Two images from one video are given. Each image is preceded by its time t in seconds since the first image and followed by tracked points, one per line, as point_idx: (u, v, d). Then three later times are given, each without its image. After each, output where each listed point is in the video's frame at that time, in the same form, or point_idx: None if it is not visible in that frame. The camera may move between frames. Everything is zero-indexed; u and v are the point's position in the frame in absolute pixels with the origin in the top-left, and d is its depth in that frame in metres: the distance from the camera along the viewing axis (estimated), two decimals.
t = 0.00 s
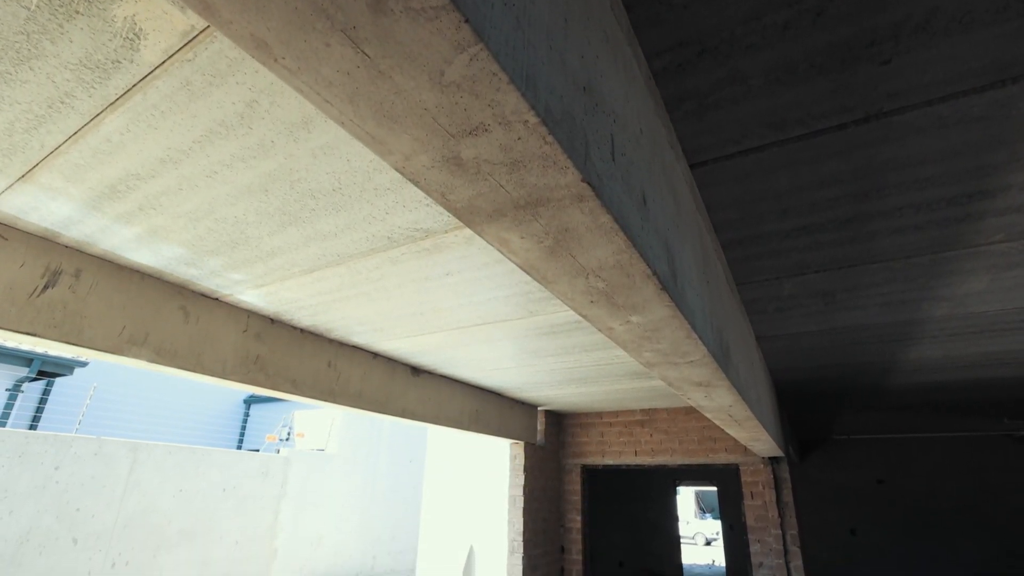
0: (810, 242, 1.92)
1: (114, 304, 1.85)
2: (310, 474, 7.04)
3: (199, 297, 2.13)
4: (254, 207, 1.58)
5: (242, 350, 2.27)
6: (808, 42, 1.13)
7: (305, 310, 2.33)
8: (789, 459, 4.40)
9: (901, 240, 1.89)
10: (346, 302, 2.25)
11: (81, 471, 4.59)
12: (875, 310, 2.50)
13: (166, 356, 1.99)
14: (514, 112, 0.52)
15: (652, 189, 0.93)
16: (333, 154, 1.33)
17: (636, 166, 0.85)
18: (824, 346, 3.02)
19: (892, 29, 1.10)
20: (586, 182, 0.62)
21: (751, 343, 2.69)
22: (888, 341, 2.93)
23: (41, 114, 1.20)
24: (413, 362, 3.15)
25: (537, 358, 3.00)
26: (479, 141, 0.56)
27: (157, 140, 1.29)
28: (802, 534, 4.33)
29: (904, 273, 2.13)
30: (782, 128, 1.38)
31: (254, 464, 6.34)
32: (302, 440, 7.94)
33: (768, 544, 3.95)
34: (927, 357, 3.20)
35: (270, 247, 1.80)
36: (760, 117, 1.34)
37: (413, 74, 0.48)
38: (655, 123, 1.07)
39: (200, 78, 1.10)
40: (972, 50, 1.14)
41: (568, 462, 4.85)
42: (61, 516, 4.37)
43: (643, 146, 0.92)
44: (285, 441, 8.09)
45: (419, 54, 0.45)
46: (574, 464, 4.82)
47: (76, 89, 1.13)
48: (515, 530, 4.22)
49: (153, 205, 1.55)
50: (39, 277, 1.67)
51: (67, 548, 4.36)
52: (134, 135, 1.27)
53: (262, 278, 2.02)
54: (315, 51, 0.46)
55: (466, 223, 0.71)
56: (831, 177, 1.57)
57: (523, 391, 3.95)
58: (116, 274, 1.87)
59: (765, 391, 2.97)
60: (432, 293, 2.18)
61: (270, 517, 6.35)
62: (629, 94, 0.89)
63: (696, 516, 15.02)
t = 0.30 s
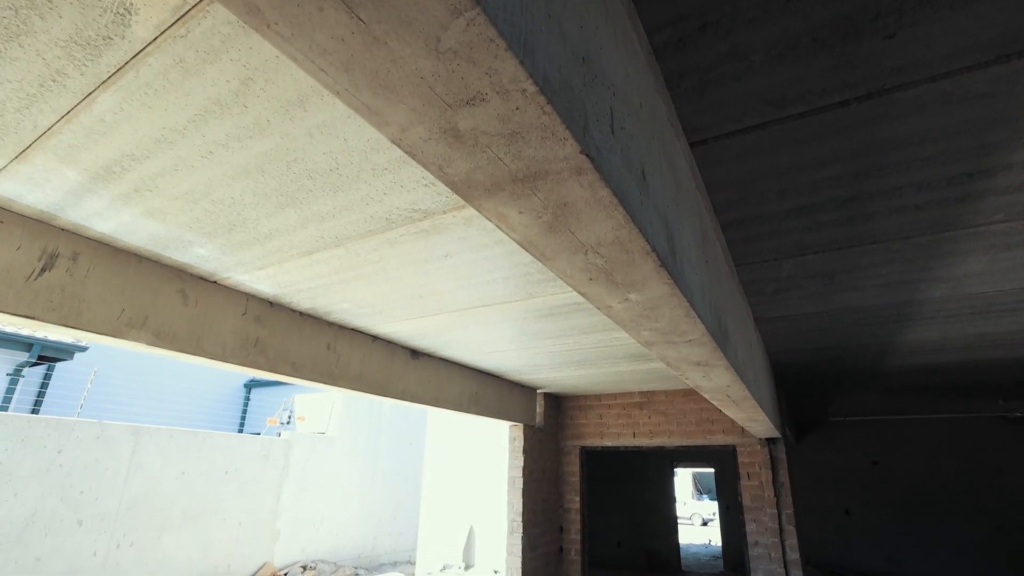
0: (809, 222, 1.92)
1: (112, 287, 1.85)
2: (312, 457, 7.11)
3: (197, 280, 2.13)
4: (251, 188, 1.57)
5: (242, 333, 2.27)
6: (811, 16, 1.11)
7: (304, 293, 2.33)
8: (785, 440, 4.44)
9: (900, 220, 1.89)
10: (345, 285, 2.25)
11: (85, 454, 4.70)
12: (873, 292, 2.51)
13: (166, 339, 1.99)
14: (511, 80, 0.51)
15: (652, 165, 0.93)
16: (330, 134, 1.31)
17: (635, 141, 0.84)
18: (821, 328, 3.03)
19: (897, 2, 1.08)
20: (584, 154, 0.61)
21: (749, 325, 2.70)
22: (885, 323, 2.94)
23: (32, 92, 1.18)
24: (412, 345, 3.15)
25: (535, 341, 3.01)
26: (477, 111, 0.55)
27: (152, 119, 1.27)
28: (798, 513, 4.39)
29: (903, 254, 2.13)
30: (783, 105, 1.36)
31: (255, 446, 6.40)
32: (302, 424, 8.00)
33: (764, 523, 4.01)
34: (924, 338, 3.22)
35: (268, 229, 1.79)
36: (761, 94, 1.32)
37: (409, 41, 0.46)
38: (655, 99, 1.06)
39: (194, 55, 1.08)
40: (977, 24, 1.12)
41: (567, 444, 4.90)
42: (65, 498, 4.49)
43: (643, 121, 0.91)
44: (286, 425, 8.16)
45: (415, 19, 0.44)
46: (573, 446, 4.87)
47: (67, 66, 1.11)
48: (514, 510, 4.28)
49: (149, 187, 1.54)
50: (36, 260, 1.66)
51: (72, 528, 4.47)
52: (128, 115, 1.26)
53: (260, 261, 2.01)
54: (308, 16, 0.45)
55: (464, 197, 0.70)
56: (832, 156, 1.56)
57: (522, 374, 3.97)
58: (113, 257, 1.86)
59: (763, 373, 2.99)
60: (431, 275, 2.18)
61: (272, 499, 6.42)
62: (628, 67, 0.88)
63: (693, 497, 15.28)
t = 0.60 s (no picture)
0: (809, 202, 1.91)
1: (109, 269, 1.84)
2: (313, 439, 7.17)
3: (194, 262, 2.12)
4: (247, 168, 1.55)
5: (241, 315, 2.27)
6: None
7: (302, 275, 2.32)
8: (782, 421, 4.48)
9: (901, 200, 1.88)
10: (343, 267, 2.25)
11: (87, 437, 4.75)
12: (872, 273, 2.51)
13: (165, 321, 1.99)
14: (508, 46, 0.49)
15: (652, 140, 0.92)
16: (327, 112, 1.29)
17: (635, 115, 0.83)
18: (820, 309, 3.04)
19: None
20: (583, 123, 0.60)
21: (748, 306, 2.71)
22: (883, 304, 2.95)
23: (22, 69, 1.16)
24: (411, 327, 3.16)
25: (534, 323, 3.02)
26: (474, 78, 0.54)
27: (145, 97, 1.25)
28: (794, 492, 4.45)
29: (903, 234, 2.12)
30: (785, 82, 1.34)
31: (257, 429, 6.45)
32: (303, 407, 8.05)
33: (760, 502, 4.06)
34: (921, 320, 3.23)
35: (265, 210, 1.78)
36: (763, 70, 1.30)
37: (403, 5, 0.45)
38: (655, 73, 1.04)
39: (185, 29, 1.05)
40: None
41: (565, 425, 4.94)
42: (69, 480, 4.55)
43: (642, 94, 0.90)
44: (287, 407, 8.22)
45: None
46: (572, 427, 4.91)
47: (57, 42, 1.09)
48: (514, 490, 4.33)
49: (145, 167, 1.52)
50: (32, 242, 1.65)
51: (77, 509, 4.54)
52: (121, 92, 1.24)
53: (258, 242, 2.01)
54: None
55: (462, 169, 0.70)
56: (834, 134, 1.54)
57: (521, 356, 3.99)
58: (110, 239, 1.85)
59: (761, 354, 3.00)
60: (429, 256, 2.17)
61: (274, 481, 6.49)
62: (628, 40, 0.86)
63: (690, 479, 15.49)
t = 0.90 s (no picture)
0: (810, 181, 1.90)
1: (106, 251, 1.83)
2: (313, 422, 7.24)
3: (191, 243, 2.11)
4: (243, 147, 1.53)
5: (240, 297, 2.27)
6: None
7: (300, 256, 2.32)
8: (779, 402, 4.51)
9: (902, 179, 1.86)
10: (340, 248, 2.24)
11: (89, 420, 4.79)
12: (871, 254, 2.51)
13: (164, 303, 1.99)
14: (505, 10, 0.48)
15: (652, 113, 0.90)
16: (323, 88, 1.27)
17: (635, 87, 0.82)
18: (818, 290, 3.04)
19: None
20: (583, 91, 0.59)
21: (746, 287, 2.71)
22: (882, 285, 2.95)
23: (11, 44, 1.13)
24: (410, 309, 3.16)
25: (533, 304, 3.02)
26: (471, 44, 0.53)
27: (137, 73, 1.23)
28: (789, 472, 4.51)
29: (904, 214, 2.11)
30: (788, 57, 1.32)
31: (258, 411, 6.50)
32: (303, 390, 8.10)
33: (756, 481, 4.11)
34: (919, 301, 3.24)
35: (261, 190, 1.77)
36: (766, 45, 1.28)
37: None
38: (655, 47, 1.02)
39: (177, 2, 1.03)
40: None
41: (564, 406, 4.99)
42: (72, 462, 4.59)
43: (643, 67, 0.88)
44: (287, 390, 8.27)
45: None
46: (571, 408, 4.96)
47: (45, 15, 1.06)
48: (513, 470, 4.38)
49: (139, 146, 1.50)
50: (27, 223, 1.64)
51: (81, 490, 4.60)
52: (112, 69, 1.21)
53: (255, 223, 1.99)
54: None
55: (460, 141, 0.69)
56: (836, 110, 1.52)
57: (520, 338, 4.01)
58: (105, 220, 1.84)
59: (759, 335, 3.01)
60: (427, 237, 2.16)
61: (276, 462, 6.55)
62: (628, 10, 0.84)
63: (687, 461, 15.70)
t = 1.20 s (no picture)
0: (811, 161, 1.88)
1: (103, 233, 1.81)
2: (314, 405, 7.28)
3: (187, 225, 2.10)
4: (238, 126, 1.51)
5: (238, 279, 2.26)
6: None
7: (299, 238, 2.31)
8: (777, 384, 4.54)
9: (904, 158, 1.85)
10: (338, 229, 2.23)
11: (91, 402, 4.81)
12: (871, 235, 2.50)
13: (162, 285, 1.98)
14: None
15: (652, 86, 0.89)
16: (318, 65, 1.25)
17: (635, 58, 0.80)
18: (817, 272, 3.04)
19: None
20: (582, 60, 0.58)
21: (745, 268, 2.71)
22: (881, 267, 2.95)
23: None
24: (409, 291, 3.16)
25: (532, 286, 3.02)
26: (468, 10, 0.51)
27: (129, 50, 1.21)
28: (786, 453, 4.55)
29: (904, 195, 2.10)
30: (791, 32, 1.29)
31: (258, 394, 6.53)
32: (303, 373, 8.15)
33: (753, 462, 4.16)
34: (918, 283, 3.24)
35: (257, 170, 1.75)
36: (769, 20, 1.25)
37: None
38: (656, 20, 1.00)
39: None
40: None
41: (563, 388, 5.02)
42: (76, 444, 4.64)
43: (643, 38, 0.87)
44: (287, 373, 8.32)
45: None
46: (569, 390, 4.99)
47: None
48: (512, 452, 4.43)
49: (133, 125, 1.48)
50: (22, 204, 1.62)
51: (85, 472, 4.65)
52: (103, 45, 1.19)
53: (252, 204, 1.98)
54: None
55: (458, 112, 0.68)
56: (839, 87, 1.50)
57: (519, 321, 4.01)
58: (101, 201, 1.82)
59: (758, 317, 3.02)
60: (425, 218, 2.14)
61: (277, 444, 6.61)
62: None
63: (685, 444, 15.88)
